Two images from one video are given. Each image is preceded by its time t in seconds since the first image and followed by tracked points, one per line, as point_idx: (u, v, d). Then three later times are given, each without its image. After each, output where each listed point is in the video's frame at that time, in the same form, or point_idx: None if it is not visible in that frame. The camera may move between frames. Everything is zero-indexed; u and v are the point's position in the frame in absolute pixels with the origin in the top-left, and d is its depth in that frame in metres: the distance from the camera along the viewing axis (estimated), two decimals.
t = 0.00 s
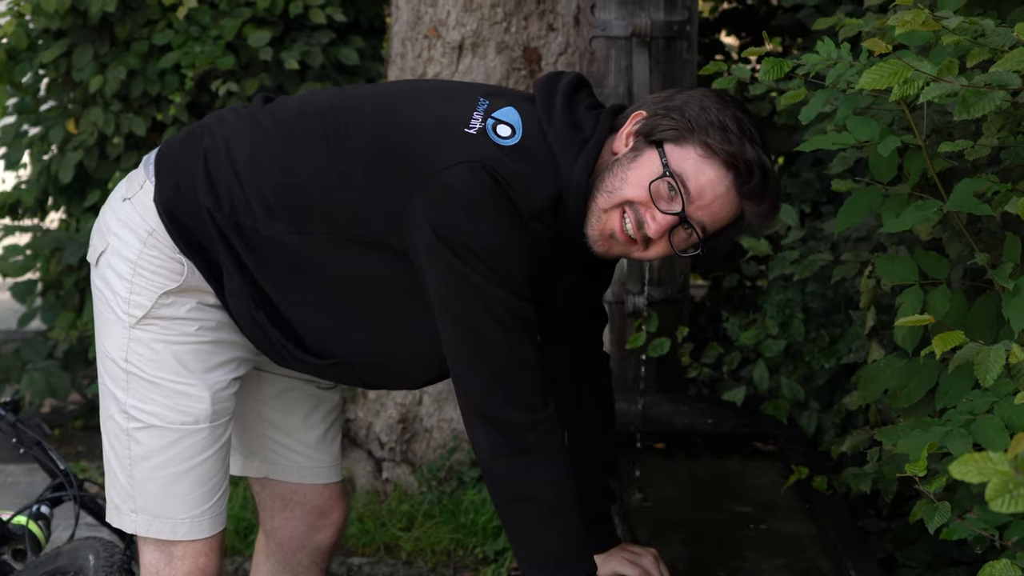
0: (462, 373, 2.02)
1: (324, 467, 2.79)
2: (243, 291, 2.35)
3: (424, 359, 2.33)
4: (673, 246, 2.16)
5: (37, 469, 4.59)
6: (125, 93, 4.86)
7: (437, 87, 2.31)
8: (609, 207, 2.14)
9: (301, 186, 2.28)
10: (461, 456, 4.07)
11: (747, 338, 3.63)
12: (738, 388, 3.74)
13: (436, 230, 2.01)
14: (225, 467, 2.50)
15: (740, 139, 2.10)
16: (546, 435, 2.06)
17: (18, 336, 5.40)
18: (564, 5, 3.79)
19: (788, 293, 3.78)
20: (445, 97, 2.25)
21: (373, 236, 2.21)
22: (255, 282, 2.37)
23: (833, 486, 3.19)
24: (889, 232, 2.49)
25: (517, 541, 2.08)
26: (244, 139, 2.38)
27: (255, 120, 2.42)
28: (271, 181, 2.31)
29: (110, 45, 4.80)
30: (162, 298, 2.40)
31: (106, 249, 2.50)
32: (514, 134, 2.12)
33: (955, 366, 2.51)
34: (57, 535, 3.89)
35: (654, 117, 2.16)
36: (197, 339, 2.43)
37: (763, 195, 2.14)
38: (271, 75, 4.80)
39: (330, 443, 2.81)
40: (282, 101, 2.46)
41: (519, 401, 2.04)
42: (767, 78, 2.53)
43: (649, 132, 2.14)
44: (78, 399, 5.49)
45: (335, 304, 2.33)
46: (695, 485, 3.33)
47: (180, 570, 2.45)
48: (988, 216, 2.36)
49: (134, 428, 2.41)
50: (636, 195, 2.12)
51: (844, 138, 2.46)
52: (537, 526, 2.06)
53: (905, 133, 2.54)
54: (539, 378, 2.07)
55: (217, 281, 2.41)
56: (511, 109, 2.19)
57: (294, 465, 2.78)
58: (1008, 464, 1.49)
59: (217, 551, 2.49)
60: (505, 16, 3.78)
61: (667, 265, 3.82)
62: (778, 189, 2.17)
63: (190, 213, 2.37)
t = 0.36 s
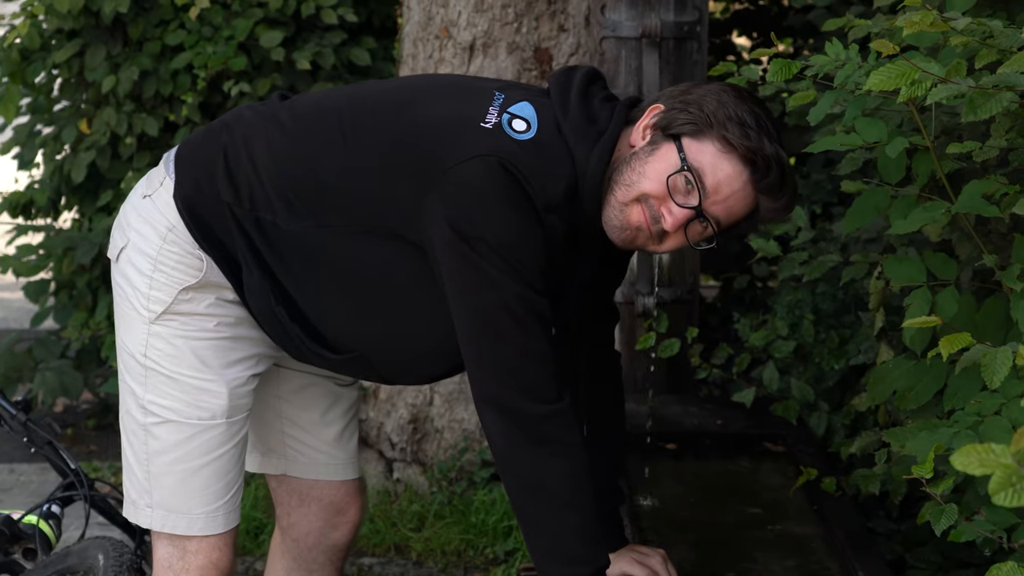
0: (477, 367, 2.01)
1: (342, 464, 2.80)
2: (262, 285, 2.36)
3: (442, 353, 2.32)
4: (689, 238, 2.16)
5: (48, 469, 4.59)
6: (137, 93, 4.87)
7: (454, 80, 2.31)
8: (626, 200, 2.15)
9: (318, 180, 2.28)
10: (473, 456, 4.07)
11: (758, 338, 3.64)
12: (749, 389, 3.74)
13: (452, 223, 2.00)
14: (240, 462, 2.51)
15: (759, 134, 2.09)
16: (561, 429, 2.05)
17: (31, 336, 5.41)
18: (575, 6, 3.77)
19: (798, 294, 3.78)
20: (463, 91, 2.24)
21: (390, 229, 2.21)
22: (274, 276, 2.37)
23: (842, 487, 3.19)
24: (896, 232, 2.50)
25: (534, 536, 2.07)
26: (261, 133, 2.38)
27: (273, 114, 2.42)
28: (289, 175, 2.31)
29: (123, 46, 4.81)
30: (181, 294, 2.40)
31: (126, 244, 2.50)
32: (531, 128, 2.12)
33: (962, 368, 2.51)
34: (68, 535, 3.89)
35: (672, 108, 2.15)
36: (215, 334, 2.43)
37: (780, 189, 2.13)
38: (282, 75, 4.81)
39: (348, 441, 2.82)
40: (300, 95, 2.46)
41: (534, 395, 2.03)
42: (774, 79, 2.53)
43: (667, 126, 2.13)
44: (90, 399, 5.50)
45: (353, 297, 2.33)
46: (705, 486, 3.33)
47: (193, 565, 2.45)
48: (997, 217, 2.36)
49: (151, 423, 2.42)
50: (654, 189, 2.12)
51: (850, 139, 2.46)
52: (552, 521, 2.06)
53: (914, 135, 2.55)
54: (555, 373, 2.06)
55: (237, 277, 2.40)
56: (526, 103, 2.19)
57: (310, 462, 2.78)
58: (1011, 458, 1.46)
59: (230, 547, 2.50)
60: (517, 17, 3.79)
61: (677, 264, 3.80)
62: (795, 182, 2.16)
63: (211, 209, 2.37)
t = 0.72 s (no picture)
0: (484, 367, 2.02)
1: (357, 463, 2.80)
2: (274, 284, 2.36)
3: (452, 353, 2.33)
4: (696, 243, 2.17)
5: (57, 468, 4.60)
6: (146, 93, 4.88)
7: (468, 79, 2.31)
8: (634, 204, 2.15)
9: (330, 179, 2.28)
10: (480, 456, 4.06)
11: (766, 338, 3.64)
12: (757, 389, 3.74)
13: (460, 223, 2.00)
14: (254, 460, 2.52)
15: (768, 143, 2.09)
16: (566, 428, 2.05)
17: (40, 335, 5.42)
18: (583, 6, 3.78)
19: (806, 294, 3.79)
20: (475, 91, 2.25)
21: (400, 228, 2.21)
22: (287, 276, 2.37)
23: (848, 487, 3.18)
24: (903, 233, 2.50)
25: (537, 535, 2.08)
26: (275, 131, 2.38)
27: (287, 113, 2.43)
28: (301, 173, 2.31)
29: (131, 45, 4.82)
30: (196, 292, 2.41)
31: (142, 242, 2.51)
32: (543, 128, 2.12)
33: (968, 369, 2.51)
34: (75, 533, 3.90)
35: (684, 113, 2.15)
36: (230, 332, 2.43)
37: (788, 196, 2.13)
38: (291, 75, 4.82)
39: (364, 440, 2.82)
40: (314, 95, 2.46)
41: (539, 394, 2.04)
42: (780, 79, 2.53)
43: (677, 130, 2.13)
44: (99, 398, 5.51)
45: (364, 296, 2.33)
46: (711, 487, 3.33)
47: (205, 563, 2.46)
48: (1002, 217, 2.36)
49: (166, 420, 2.43)
50: (661, 193, 2.12)
51: (855, 140, 2.46)
52: (555, 521, 2.06)
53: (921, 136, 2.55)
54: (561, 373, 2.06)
55: (251, 277, 2.40)
56: (537, 103, 2.20)
57: (326, 460, 2.79)
58: (1010, 464, 1.45)
59: (242, 545, 2.50)
60: (525, 17, 3.77)
61: (684, 264, 3.83)
62: (804, 191, 2.16)
63: (224, 208, 2.37)
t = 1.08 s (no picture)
0: (489, 367, 2.02)
1: (359, 464, 2.80)
2: (280, 284, 2.36)
3: (456, 354, 2.33)
4: (706, 241, 2.16)
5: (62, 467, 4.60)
6: (152, 92, 4.88)
7: (474, 79, 2.31)
8: (643, 206, 2.15)
9: (337, 178, 2.28)
10: (485, 455, 4.06)
11: (770, 337, 3.63)
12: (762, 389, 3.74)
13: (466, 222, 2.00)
14: (257, 460, 2.52)
15: (779, 139, 2.09)
16: (569, 429, 2.05)
17: (46, 334, 5.43)
18: (588, 5, 3.76)
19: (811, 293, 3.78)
20: (482, 91, 2.24)
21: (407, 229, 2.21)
22: (292, 276, 2.37)
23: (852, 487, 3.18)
24: (906, 232, 2.49)
25: (538, 535, 2.08)
26: (281, 131, 2.38)
27: (294, 113, 2.42)
28: (307, 173, 2.31)
29: (137, 45, 4.82)
30: (199, 292, 2.41)
31: (147, 241, 2.51)
32: (549, 128, 2.12)
33: (972, 369, 2.51)
34: (79, 532, 3.90)
35: (691, 111, 2.15)
36: (234, 334, 2.43)
37: (798, 192, 2.14)
38: (296, 74, 4.82)
39: (366, 441, 2.82)
40: (321, 93, 2.46)
41: (541, 394, 2.04)
42: (782, 78, 2.53)
43: (685, 128, 2.13)
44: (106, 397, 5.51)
45: (370, 295, 2.33)
46: (715, 487, 3.33)
47: (207, 564, 2.46)
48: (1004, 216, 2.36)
49: (168, 420, 2.43)
50: (671, 193, 2.12)
51: (857, 139, 2.46)
52: (555, 522, 2.07)
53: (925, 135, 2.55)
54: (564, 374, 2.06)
55: (256, 278, 2.40)
56: (544, 102, 2.19)
57: (329, 461, 2.78)
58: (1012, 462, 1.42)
59: (245, 546, 2.50)
60: (529, 16, 3.79)
61: (689, 264, 3.83)
62: (814, 186, 2.16)
63: (230, 208, 2.37)
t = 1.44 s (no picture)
0: (477, 373, 2.01)
1: (350, 467, 2.80)
2: (273, 286, 2.37)
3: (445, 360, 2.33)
4: (699, 253, 2.17)
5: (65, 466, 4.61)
6: (155, 91, 4.88)
7: (465, 83, 2.31)
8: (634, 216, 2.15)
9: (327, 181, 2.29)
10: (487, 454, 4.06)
11: (771, 337, 3.63)
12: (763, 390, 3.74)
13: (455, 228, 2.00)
14: (249, 463, 2.52)
15: (773, 154, 2.09)
16: (558, 438, 2.05)
17: (50, 333, 5.43)
18: (591, 4, 3.77)
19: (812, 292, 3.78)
20: (471, 96, 2.25)
21: (396, 233, 2.21)
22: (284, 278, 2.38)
23: (853, 487, 3.18)
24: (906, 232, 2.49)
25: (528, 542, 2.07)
26: (273, 133, 2.39)
27: (285, 114, 2.43)
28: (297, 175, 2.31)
29: (141, 44, 4.83)
30: (191, 295, 2.41)
31: (138, 243, 2.51)
32: (541, 133, 2.12)
33: (972, 369, 2.50)
34: (81, 531, 3.90)
35: (686, 120, 2.14)
36: (226, 336, 2.44)
37: (791, 206, 2.13)
38: (300, 74, 4.82)
39: (358, 445, 2.82)
40: (313, 95, 2.46)
41: (531, 402, 2.03)
42: (782, 77, 2.53)
43: (680, 140, 2.12)
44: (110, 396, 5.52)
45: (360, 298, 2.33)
46: (716, 487, 3.33)
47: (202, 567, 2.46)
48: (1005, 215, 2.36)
49: (159, 424, 2.43)
50: (663, 206, 2.12)
51: (857, 139, 2.46)
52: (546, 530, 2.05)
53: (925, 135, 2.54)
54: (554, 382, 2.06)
55: (248, 278, 2.40)
56: (539, 106, 2.20)
57: (320, 463, 2.79)
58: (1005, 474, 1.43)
59: (239, 549, 2.51)
60: (533, 15, 3.78)
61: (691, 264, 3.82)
62: (809, 198, 2.16)
63: (222, 209, 2.38)
